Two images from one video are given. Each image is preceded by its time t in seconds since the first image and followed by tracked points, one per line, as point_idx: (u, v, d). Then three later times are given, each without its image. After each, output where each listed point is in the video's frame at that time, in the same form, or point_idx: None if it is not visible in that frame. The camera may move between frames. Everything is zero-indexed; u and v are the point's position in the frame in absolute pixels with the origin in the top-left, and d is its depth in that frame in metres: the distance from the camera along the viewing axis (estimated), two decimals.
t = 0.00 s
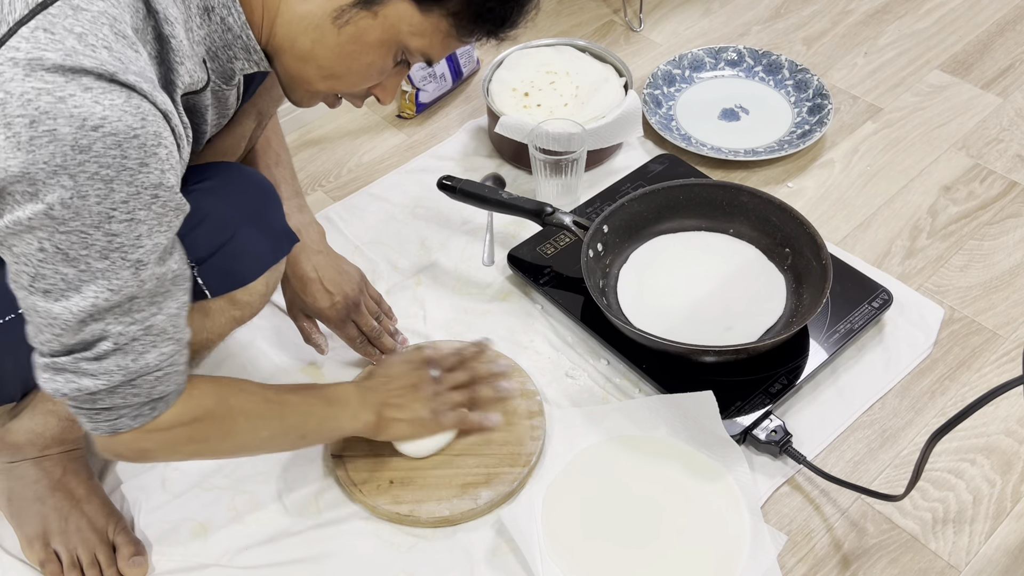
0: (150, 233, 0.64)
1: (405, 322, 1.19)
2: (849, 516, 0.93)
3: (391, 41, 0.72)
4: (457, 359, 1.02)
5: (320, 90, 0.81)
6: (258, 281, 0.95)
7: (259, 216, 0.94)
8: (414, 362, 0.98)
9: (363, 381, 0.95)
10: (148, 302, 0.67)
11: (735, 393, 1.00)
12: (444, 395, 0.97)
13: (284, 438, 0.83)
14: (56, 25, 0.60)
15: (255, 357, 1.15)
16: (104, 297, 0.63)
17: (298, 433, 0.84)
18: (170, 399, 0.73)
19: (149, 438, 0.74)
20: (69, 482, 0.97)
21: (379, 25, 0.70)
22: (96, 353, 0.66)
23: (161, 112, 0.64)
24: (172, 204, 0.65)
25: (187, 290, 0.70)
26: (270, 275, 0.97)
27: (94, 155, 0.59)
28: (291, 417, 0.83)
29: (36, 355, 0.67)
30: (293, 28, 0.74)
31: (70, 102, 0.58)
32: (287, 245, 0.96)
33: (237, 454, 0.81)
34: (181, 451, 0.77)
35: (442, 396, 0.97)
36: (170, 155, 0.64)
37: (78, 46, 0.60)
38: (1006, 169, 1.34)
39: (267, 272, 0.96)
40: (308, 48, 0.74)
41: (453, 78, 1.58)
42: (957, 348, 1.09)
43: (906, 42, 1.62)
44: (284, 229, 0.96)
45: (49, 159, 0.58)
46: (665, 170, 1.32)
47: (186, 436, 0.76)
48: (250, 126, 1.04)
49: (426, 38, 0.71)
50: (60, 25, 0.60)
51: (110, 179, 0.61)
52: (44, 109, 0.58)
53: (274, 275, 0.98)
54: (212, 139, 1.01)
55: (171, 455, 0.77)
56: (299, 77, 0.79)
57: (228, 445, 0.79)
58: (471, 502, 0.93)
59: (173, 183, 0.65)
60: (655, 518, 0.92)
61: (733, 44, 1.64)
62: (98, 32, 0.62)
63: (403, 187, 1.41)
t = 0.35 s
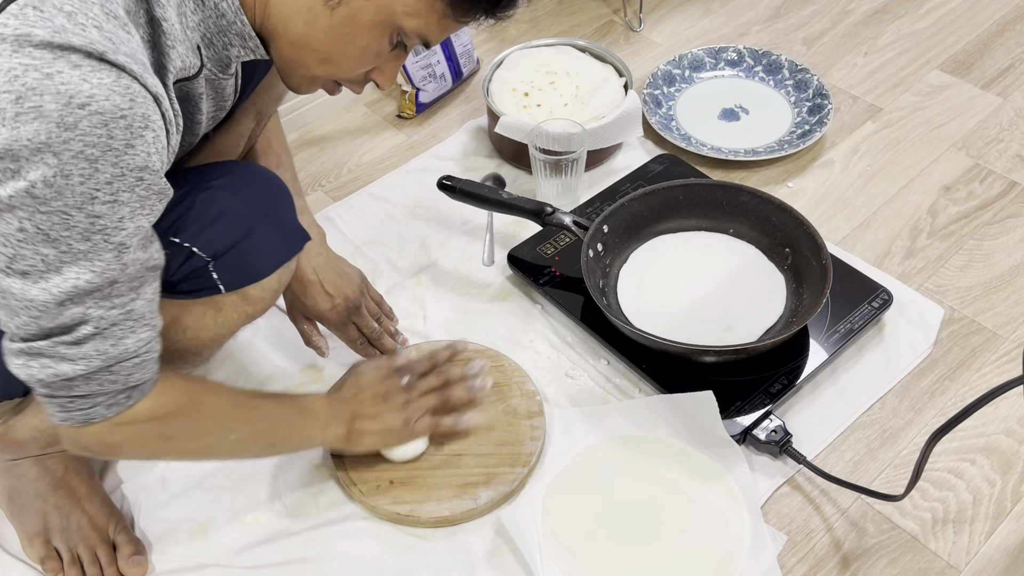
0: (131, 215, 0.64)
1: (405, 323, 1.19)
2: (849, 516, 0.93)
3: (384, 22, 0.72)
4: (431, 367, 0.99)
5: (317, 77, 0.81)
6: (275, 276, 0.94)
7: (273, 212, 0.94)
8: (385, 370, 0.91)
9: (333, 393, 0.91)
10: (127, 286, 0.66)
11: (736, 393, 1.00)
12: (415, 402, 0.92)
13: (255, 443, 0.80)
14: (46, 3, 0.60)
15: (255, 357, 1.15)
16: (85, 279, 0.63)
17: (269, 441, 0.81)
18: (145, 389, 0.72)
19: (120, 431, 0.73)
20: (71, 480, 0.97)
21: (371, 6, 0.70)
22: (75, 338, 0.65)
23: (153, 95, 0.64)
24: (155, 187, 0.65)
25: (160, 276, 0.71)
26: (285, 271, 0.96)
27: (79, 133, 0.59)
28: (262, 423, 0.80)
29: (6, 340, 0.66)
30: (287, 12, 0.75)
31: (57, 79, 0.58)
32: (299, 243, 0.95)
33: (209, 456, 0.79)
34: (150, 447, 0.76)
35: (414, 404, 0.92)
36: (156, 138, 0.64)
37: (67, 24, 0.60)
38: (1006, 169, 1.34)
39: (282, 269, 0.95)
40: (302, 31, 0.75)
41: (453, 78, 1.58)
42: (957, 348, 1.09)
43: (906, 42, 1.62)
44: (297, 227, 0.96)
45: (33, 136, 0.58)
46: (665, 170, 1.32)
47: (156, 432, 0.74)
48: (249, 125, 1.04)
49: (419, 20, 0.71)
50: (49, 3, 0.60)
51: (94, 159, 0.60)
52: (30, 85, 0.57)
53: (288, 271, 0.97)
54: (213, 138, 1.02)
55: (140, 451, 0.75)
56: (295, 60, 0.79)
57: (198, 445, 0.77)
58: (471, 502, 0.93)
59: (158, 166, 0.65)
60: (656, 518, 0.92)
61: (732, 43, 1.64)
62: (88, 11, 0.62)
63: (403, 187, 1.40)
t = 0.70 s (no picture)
0: (121, 215, 0.63)
1: (405, 322, 1.19)
2: (849, 516, 0.93)
3: (386, 19, 0.72)
4: (428, 419, 0.92)
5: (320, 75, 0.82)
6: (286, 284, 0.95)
7: (287, 220, 0.94)
8: (381, 414, 0.91)
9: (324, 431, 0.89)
10: (109, 290, 0.66)
11: (736, 393, 1.00)
12: (408, 454, 0.89)
13: (236, 470, 0.79)
14: None
15: (255, 357, 1.15)
16: (65, 278, 0.62)
17: (250, 470, 0.80)
18: (123, 400, 0.72)
19: (94, 443, 0.72)
20: (73, 480, 0.97)
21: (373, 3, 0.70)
22: (50, 338, 0.64)
23: (151, 91, 0.64)
24: (149, 190, 0.65)
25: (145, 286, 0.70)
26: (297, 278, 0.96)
27: (72, 127, 0.58)
28: (242, 447, 0.79)
29: None
30: (288, 9, 0.74)
31: (54, 72, 0.58)
32: (312, 251, 0.95)
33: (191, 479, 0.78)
34: (120, 464, 0.74)
35: (407, 454, 0.89)
36: (154, 136, 0.64)
37: (66, 19, 0.60)
38: (1006, 169, 1.34)
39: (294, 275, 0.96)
40: (303, 30, 0.75)
41: (453, 78, 1.58)
42: (957, 348, 1.09)
43: (906, 42, 1.62)
44: (310, 235, 0.96)
45: (25, 127, 0.57)
46: (665, 170, 1.32)
47: (127, 447, 0.73)
48: (248, 124, 1.04)
49: (420, 16, 0.71)
50: None
51: (86, 153, 0.59)
52: (26, 78, 0.57)
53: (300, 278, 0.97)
54: (212, 136, 1.01)
55: (110, 466, 0.74)
56: (297, 58, 0.79)
57: (173, 468, 0.76)
58: (471, 502, 0.93)
59: (152, 167, 0.64)
60: (657, 518, 0.92)
61: (732, 43, 1.64)
62: (89, 7, 0.62)
63: (403, 187, 1.40)
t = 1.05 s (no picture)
0: (139, 215, 0.62)
1: (405, 322, 1.19)
2: (849, 516, 0.93)
3: (384, 25, 0.72)
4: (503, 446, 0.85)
5: (317, 79, 0.82)
6: (276, 279, 0.94)
7: (278, 214, 0.94)
8: (457, 435, 0.83)
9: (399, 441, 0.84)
10: (149, 290, 0.65)
11: (735, 393, 1.00)
12: (477, 479, 0.82)
13: (300, 479, 0.76)
14: (37, 6, 0.60)
15: (255, 356, 1.15)
16: (100, 287, 0.62)
17: (316, 477, 0.77)
18: (186, 400, 0.70)
19: (163, 442, 0.71)
20: (73, 480, 0.97)
21: (371, 9, 0.71)
22: (99, 347, 0.64)
23: (149, 93, 0.64)
24: (162, 184, 0.64)
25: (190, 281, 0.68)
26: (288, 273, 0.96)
27: (77, 135, 0.58)
28: (314, 457, 0.76)
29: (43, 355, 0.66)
30: (285, 13, 0.74)
31: (51, 81, 0.58)
32: (304, 243, 0.95)
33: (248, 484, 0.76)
34: (191, 465, 0.73)
35: (475, 480, 0.82)
36: (159, 135, 0.63)
37: (59, 27, 0.60)
38: (1006, 169, 1.34)
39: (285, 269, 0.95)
40: (299, 35, 0.75)
41: (453, 78, 1.58)
42: (957, 348, 1.09)
43: (906, 42, 1.62)
44: (300, 228, 0.96)
45: (31, 140, 0.57)
46: (665, 170, 1.32)
47: (198, 449, 0.72)
48: (243, 124, 1.04)
49: (420, 22, 0.71)
50: (41, 6, 0.60)
51: (94, 159, 0.59)
52: (24, 89, 0.57)
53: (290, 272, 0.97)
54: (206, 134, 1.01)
55: (181, 469, 0.73)
56: (294, 62, 0.79)
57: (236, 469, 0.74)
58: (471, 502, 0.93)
59: (162, 164, 0.63)
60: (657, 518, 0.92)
61: (732, 43, 1.64)
62: (80, 13, 0.61)
63: (403, 187, 1.40)
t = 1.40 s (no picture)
0: (163, 217, 0.63)
1: (405, 322, 1.19)
2: (849, 516, 0.93)
3: (386, 31, 0.72)
4: (528, 391, 0.98)
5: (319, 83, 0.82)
6: (250, 281, 0.95)
7: (254, 215, 0.94)
8: (486, 386, 0.94)
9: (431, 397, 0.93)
10: (182, 286, 0.67)
11: (736, 393, 1.00)
12: (509, 422, 0.94)
13: (349, 440, 0.83)
14: (41, 17, 0.59)
15: (255, 357, 1.15)
16: (136, 290, 0.64)
17: (362, 441, 0.83)
18: (229, 383, 0.75)
19: (215, 425, 0.75)
20: (68, 482, 0.97)
21: (373, 15, 0.70)
22: (142, 347, 0.67)
23: (158, 99, 0.63)
24: (182, 185, 0.64)
25: (218, 271, 0.71)
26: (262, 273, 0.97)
27: (93, 145, 0.58)
28: (356, 422, 0.83)
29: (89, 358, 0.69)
30: (287, 18, 0.74)
31: (61, 93, 0.57)
32: (279, 243, 0.95)
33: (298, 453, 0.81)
34: (245, 442, 0.78)
35: (509, 424, 0.95)
36: (173, 137, 0.63)
37: (65, 38, 0.59)
38: (1006, 169, 1.34)
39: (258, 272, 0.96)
40: (301, 39, 0.75)
41: (453, 78, 1.58)
42: (957, 347, 1.09)
43: (906, 42, 1.62)
44: (277, 227, 0.95)
45: (49, 155, 0.57)
46: (665, 170, 1.32)
47: (248, 426, 0.77)
48: (248, 130, 1.05)
49: (422, 27, 0.71)
50: (45, 17, 0.59)
51: (113, 168, 0.59)
52: (35, 103, 0.57)
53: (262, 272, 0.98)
54: (212, 142, 1.02)
55: (236, 446, 0.78)
56: (295, 66, 0.79)
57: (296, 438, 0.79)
58: (471, 503, 0.93)
59: (180, 166, 0.63)
60: (657, 518, 0.92)
61: (733, 44, 1.64)
62: (84, 23, 0.61)
63: (403, 187, 1.41)
